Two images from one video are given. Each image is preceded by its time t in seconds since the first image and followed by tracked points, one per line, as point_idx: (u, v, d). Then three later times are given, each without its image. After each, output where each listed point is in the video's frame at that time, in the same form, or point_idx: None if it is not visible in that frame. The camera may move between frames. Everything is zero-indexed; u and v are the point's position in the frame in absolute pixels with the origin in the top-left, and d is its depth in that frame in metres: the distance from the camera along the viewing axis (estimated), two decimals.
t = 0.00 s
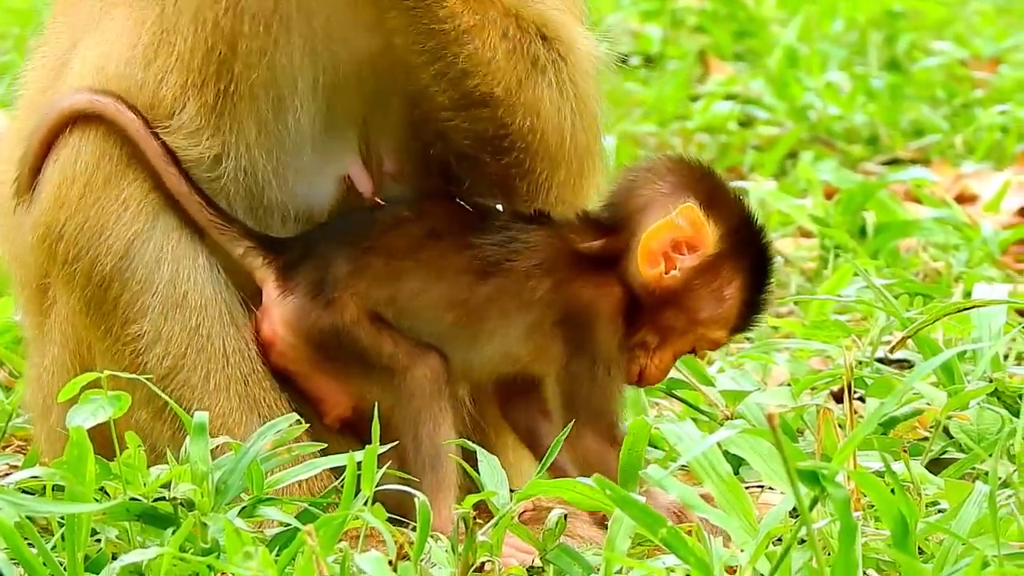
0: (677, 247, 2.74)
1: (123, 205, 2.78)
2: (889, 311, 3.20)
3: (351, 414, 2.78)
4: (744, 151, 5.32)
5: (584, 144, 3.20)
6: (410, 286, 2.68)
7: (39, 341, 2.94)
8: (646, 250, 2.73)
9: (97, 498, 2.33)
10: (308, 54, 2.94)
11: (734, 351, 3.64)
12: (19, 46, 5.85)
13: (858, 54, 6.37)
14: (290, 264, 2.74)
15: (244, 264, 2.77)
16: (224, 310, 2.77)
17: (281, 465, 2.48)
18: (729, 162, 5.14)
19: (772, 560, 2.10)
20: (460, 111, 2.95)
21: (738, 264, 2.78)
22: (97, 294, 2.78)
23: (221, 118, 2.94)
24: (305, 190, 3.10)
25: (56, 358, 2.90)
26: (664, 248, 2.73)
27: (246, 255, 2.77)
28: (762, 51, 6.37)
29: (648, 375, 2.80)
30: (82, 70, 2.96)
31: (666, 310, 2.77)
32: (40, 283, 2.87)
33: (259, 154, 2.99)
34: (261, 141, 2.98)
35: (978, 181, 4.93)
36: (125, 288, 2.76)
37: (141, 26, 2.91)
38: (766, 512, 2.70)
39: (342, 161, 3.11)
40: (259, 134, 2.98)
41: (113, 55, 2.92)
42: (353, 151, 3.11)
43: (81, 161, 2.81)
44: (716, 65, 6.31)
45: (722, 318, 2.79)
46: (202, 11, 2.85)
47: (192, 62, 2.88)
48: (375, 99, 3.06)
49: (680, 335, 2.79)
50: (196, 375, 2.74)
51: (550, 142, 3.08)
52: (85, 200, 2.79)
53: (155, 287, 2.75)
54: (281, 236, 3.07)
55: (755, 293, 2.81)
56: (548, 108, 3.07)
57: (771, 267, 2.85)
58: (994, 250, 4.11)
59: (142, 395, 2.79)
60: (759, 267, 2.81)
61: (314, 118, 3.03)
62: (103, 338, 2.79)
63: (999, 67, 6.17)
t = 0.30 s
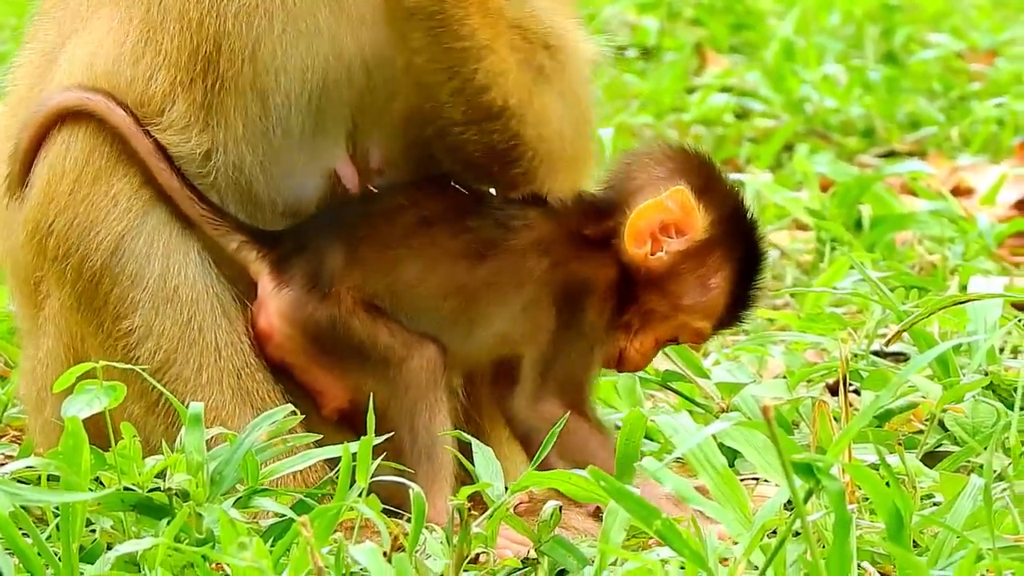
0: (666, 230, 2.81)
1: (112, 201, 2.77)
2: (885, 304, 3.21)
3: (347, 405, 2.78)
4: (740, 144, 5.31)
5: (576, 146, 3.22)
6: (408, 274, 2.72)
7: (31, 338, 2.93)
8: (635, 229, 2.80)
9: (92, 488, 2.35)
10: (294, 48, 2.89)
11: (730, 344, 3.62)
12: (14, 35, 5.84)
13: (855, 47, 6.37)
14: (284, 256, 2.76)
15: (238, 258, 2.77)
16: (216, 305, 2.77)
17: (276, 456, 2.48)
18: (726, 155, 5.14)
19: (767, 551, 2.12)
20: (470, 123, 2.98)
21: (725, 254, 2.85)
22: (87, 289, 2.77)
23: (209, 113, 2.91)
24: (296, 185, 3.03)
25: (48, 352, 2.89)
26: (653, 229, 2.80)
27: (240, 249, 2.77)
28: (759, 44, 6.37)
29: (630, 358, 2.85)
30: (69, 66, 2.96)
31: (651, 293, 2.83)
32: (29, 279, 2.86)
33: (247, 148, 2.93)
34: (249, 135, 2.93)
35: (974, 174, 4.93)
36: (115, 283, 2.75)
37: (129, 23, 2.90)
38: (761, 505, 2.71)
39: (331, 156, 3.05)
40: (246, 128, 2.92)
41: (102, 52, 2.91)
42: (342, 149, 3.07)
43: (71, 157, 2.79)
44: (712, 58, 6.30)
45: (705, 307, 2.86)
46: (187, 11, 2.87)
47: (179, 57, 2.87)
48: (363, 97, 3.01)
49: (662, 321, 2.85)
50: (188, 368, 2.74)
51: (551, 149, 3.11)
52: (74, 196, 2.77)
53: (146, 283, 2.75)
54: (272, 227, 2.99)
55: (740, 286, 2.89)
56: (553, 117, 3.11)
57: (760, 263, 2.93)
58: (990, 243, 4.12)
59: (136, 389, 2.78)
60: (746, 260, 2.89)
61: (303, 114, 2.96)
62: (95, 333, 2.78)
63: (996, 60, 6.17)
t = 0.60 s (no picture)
0: (654, 216, 2.82)
1: (98, 202, 2.78)
2: (881, 295, 3.21)
3: (338, 396, 2.75)
4: (737, 135, 5.31)
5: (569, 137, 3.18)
6: (391, 259, 2.68)
7: (25, 332, 2.95)
8: (623, 213, 2.80)
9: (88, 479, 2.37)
10: (280, 49, 2.91)
11: (727, 335, 3.62)
12: (12, 25, 5.85)
13: (852, 38, 6.36)
14: (270, 248, 2.74)
15: (225, 251, 2.77)
16: (204, 301, 2.77)
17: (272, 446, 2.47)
18: (721, 146, 5.15)
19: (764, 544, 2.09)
20: (450, 122, 2.98)
21: (715, 243, 2.85)
22: (76, 287, 2.78)
23: (193, 111, 2.91)
24: (281, 181, 3.04)
25: (39, 349, 2.90)
26: (641, 214, 2.80)
27: (227, 244, 2.77)
28: (756, 35, 6.37)
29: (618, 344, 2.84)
30: (56, 63, 2.97)
31: (639, 279, 2.82)
32: (21, 276, 2.88)
33: (231, 146, 2.95)
34: (233, 133, 2.94)
35: (970, 166, 4.93)
36: (104, 282, 2.76)
37: (114, 21, 2.92)
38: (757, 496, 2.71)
39: (317, 150, 3.04)
40: (231, 126, 2.94)
41: (88, 50, 2.92)
42: (330, 142, 3.06)
43: (58, 157, 2.81)
44: (710, 48, 6.30)
45: (695, 296, 2.85)
46: (173, 10, 2.88)
47: (163, 56, 2.88)
48: (343, 96, 2.99)
49: (652, 308, 2.84)
50: (179, 364, 2.76)
51: (538, 141, 3.08)
52: (61, 196, 2.78)
53: (133, 281, 2.75)
54: (261, 222, 3.00)
55: (731, 275, 2.88)
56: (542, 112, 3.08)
57: (750, 252, 2.92)
58: (986, 234, 4.11)
59: (129, 385, 2.80)
60: (738, 248, 2.88)
61: (287, 113, 2.97)
62: (84, 331, 2.80)
63: (993, 50, 6.16)
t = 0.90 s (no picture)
0: (648, 232, 2.69)
1: (95, 196, 2.77)
2: (881, 287, 3.21)
3: (335, 387, 2.76)
4: (737, 127, 5.30)
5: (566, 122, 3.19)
6: (387, 252, 2.70)
7: (24, 326, 2.95)
8: (614, 229, 2.67)
9: (89, 471, 2.34)
10: (276, 41, 2.90)
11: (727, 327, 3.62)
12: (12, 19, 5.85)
13: (853, 30, 6.35)
14: (269, 237, 2.75)
15: (223, 240, 2.77)
16: (202, 293, 2.78)
17: (273, 438, 2.48)
18: (722, 138, 5.13)
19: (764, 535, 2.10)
20: (442, 103, 2.97)
21: (710, 261, 2.73)
22: (75, 282, 2.78)
23: (191, 104, 2.92)
24: (278, 170, 3.05)
25: (38, 344, 2.90)
26: (633, 229, 2.67)
27: (226, 231, 2.77)
28: (756, 27, 6.37)
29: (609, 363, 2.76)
30: (53, 56, 2.97)
31: (631, 297, 2.72)
32: (19, 271, 2.88)
33: (229, 138, 2.95)
34: (231, 125, 2.94)
35: (971, 158, 4.93)
36: (102, 275, 2.76)
37: (108, 15, 2.90)
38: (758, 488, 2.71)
39: (314, 141, 3.05)
40: (228, 118, 2.94)
41: (83, 44, 2.92)
42: (328, 133, 3.06)
43: (54, 152, 2.80)
44: (710, 40, 6.30)
45: (689, 315, 2.73)
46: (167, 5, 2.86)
47: (159, 50, 2.87)
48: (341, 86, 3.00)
49: (642, 327, 2.73)
50: (178, 356, 2.76)
51: (536, 121, 3.07)
52: (58, 191, 2.78)
53: (131, 275, 2.75)
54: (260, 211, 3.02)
55: (729, 294, 2.74)
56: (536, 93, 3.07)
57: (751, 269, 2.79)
58: (987, 226, 4.11)
59: (129, 379, 2.79)
60: (736, 267, 2.75)
61: (284, 105, 2.97)
62: (84, 325, 2.80)
63: (994, 42, 6.15)
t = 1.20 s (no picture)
0: (635, 296, 2.70)
1: (95, 194, 2.77)
2: (880, 282, 3.21)
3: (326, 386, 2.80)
4: (736, 122, 5.30)
5: (564, 119, 3.17)
6: (385, 261, 2.74)
7: (23, 322, 2.94)
8: (602, 299, 2.70)
9: (89, 467, 2.36)
10: (279, 40, 2.91)
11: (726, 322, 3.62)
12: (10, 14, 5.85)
13: (851, 25, 6.35)
14: (267, 236, 2.78)
15: (222, 236, 2.81)
16: (202, 290, 2.79)
17: (272, 435, 2.48)
18: (721, 133, 5.11)
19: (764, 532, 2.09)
20: (439, 99, 2.94)
21: (700, 315, 2.72)
22: (74, 279, 2.77)
23: (191, 103, 2.91)
24: (274, 169, 3.07)
25: (37, 340, 2.89)
26: (621, 297, 2.70)
27: (224, 227, 2.81)
28: (754, 22, 6.37)
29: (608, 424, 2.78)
30: (52, 50, 2.96)
31: (630, 362, 2.74)
32: (18, 267, 2.87)
33: (228, 137, 2.96)
34: (231, 124, 2.95)
35: (970, 152, 4.93)
36: (101, 273, 2.76)
37: (111, 12, 2.90)
38: (757, 484, 2.72)
39: (311, 141, 3.08)
40: (228, 119, 2.95)
41: (85, 39, 2.91)
42: (324, 132, 3.08)
43: (54, 148, 2.80)
44: (708, 36, 6.29)
45: (686, 371, 2.71)
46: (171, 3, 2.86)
47: (162, 49, 2.86)
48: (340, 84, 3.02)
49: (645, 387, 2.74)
50: (177, 354, 2.76)
51: (532, 117, 3.06)
52: (57, 187, 2.77)
53: (130, 272, 2.75)
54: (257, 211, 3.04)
55: (727, 341, 2.73)
56: (533, 90, 3.05)
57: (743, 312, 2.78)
58: (986, 221, 4.11)
59: (127, 375, 2.79)
60: (728, 315, 2.74)
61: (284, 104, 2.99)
62: (82, 323, 2.79)
63: (991, 37, 6.15)
